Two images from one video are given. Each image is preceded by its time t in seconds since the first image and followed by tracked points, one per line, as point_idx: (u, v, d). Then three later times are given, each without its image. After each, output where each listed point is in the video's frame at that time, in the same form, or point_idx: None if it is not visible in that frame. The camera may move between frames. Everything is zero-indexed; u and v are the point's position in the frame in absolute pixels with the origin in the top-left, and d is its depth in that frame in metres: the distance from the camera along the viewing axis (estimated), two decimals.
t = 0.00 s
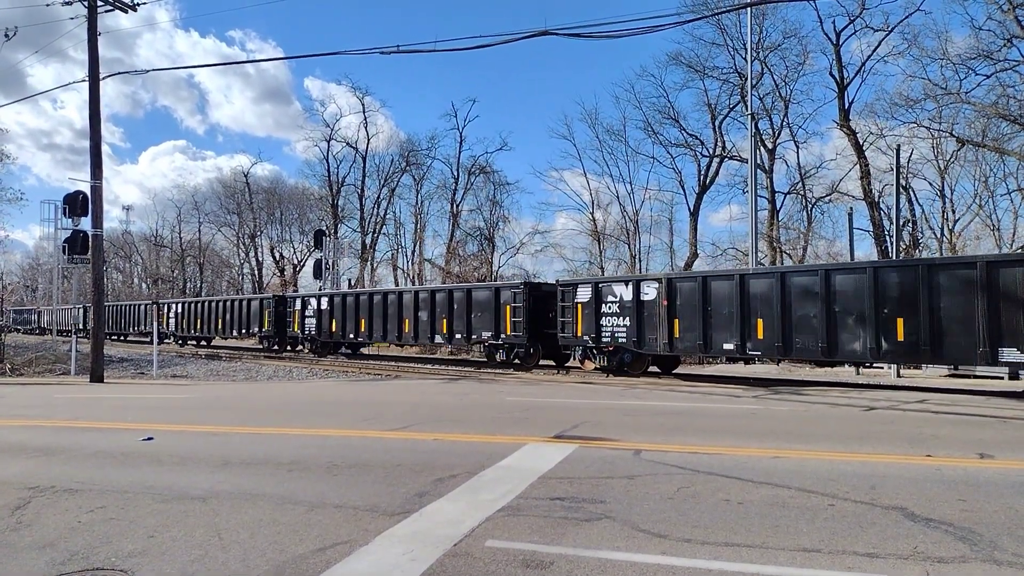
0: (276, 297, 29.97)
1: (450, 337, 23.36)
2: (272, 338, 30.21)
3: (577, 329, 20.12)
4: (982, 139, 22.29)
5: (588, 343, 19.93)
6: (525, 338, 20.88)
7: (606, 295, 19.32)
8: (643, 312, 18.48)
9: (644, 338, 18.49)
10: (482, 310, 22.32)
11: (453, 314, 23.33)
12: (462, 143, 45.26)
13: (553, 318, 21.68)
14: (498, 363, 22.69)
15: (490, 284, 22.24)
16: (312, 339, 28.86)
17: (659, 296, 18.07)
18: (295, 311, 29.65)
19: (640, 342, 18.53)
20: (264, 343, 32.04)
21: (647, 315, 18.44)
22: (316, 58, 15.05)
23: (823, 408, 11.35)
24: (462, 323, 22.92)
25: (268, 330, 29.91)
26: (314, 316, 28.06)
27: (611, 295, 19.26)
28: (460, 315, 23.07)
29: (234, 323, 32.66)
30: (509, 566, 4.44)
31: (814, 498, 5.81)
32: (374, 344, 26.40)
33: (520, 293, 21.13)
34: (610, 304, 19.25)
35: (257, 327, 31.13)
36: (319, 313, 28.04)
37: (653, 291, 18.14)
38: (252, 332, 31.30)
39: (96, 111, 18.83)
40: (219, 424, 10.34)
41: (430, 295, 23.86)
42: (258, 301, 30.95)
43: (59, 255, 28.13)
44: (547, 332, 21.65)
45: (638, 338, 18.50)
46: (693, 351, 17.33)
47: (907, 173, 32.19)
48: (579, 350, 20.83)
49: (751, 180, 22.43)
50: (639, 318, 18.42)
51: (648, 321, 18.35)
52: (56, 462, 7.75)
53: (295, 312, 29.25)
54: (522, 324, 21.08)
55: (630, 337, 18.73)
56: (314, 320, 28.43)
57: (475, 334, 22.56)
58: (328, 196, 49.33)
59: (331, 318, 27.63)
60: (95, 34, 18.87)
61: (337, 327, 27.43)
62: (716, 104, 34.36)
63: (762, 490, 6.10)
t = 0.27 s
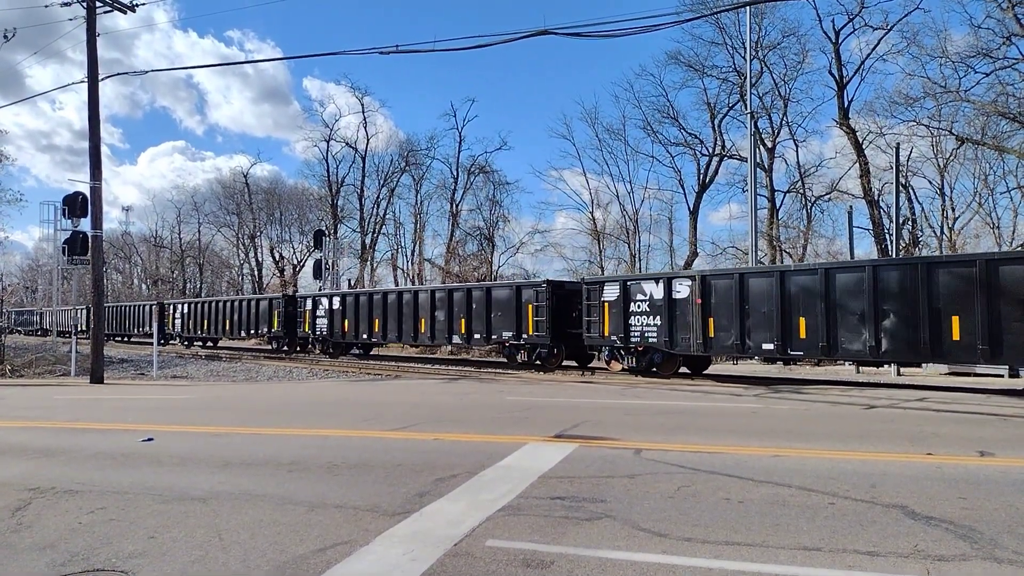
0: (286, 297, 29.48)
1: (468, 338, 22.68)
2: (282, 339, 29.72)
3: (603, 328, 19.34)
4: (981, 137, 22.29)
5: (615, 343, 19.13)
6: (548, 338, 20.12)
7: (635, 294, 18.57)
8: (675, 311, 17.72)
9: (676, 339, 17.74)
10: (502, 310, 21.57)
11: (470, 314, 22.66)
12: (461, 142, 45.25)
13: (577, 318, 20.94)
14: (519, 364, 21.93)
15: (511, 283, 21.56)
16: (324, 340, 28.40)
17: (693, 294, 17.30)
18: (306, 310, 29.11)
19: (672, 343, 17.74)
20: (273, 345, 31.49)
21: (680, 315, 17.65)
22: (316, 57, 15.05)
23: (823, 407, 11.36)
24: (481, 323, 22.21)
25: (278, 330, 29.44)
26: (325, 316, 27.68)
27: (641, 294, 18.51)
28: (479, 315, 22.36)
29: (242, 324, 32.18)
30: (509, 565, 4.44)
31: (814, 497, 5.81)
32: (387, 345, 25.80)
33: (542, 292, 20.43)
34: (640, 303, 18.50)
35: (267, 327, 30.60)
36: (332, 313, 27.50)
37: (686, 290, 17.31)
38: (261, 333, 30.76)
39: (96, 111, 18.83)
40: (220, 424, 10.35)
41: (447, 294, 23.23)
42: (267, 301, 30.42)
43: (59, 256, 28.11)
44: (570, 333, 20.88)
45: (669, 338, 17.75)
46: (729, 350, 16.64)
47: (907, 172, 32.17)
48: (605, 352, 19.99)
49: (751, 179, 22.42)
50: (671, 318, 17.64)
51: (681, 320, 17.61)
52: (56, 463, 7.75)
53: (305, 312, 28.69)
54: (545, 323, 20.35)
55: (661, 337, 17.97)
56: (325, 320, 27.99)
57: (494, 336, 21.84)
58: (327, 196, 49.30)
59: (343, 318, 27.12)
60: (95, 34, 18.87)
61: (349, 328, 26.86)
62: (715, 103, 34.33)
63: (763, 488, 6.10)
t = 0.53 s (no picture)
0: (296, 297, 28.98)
1: (486, 339, 22.11)
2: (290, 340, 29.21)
3: (631, 329, 18.74)
4: (981, 138, 22.30)
5: (644, 345, 18.50)
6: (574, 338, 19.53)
7: (665, 293, 17.99)
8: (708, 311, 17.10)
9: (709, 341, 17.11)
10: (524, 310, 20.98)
11: (488, 314, 22.07)
12: (461, 143, 45.23)
13: (602, 318, 20.37)
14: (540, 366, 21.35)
15: (533, 282, 20.99)
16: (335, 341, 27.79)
17: (728, 294, 16.68)
18: (317, 310, 28.51)
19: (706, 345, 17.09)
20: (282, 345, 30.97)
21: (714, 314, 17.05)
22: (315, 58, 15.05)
23: (823, 408, 11.36)
24: (500, 323, 21.62)
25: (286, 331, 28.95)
26: (335, 317, 27.11)
27: (671, 293, 17.93)
28: (498, 315, 21.75)
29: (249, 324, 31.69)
30: (509, 566, 4.44)
31: (813, 497, 5.81)
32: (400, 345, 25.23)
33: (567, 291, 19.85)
34: (670, 303, 17.91)
35: (275, 328, 30.06)
36: (343, 313, 26.89)
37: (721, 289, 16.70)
38: (268, 334, 30.21)
39: (95, 112, 18.82)
40: (219, 425, 10.34)
41: (464, 293, 22.64)
42: (274, 302, 29.88)
43: (57, 256, 28.08)
44: (595, 333, 20.30)
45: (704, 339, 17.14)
46: (768, 353, 16.01)
47: (906, 172, 32.16)
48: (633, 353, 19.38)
49: (751, 179, 22.42)
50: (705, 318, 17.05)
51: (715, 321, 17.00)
52: (55, 464, 7.75)
53: (315, 312, 28.13)
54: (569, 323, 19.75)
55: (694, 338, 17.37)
56: (336, 321, 27.42)
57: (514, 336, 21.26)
58: (327, 197, 49.26)
59: (355, 319, 26.51)
60: (94, 35, 18.86)
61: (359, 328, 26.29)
62: (714, 103, 34.30)
63: (762, 489, 6.10)
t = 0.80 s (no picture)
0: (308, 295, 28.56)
1: (507, 338, 21.55)
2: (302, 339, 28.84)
3: (663, 328, 18.13)
4: (982, 136, 22.27)
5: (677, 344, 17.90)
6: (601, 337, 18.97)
7: (700, 291, 17.33)
8: (747, 310, 16.43)
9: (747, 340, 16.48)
10: (548, 308, 20.39)
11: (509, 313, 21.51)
12: (461, 142, 45.18)
13: (629, 317, 19.81)
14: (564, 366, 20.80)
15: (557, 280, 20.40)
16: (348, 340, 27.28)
17: (769, 292, 16.00)
18: (330, 309, 28.02)
19: (746, 344, 16.43)
20: (292, 345, 30.56)
21: (753, 313, 16.38)
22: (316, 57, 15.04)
23: (823, 406, 11.35)
24: (522, 323, 21.04)
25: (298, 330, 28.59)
26: (348, 316, 26.63)
27: (706, 291, 17.27)
28: (519, 313, 21.16)
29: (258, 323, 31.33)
30: (509, 565, 4.43)
31: (814, 496, 5.80)
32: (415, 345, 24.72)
33: (593, 289, 19.26)
34: (705, 301, 17.25)
35: (286, 327, 29.64)
36: (357, 311, 26.33)
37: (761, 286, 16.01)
38: (279, 333, 29.84)
39: (95, 111, 18.82)
40: (219, 423, 10.34)
41: (484, 292, 22.03)
42: (286, 300, 29.50)
43: (59, 255, 28.12)
44: (622, 333, 19.74)
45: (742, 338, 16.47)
46: (811, 353, 15.34)
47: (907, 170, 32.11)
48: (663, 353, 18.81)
49: (752, 178, 22.40)
50: (743, 316, 16.39)
51: (755, 320, 16.32)
52: (56, 463, 7.75)
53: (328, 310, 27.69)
54: (596, 322, 19.17)
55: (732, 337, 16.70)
56: (349, 320, 26.90)
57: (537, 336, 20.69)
58: (327, 196, 49.29)
59: (370, 317, 25.98)
60: (95, 34, 18.86)
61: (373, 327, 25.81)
62: (715, 102, 34.25)
63: (762, 488, 6.09)
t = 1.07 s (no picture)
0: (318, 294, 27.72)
1: (529, 337, 21.04)
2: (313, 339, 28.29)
3: (697, 327, 17.57)
4: (982, 136, 22.28)
5: (712, 344, 17.33)
6: (630, 337, 18.45)
7: (736, 289, 16.73)
8: (788, 309, 15.81)
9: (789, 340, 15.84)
10: (572, 307, 19.88)
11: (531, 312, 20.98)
12: (461, 140, 45.16)
13: (658, 316, 19.29)
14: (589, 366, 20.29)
15: (583, 278, 19.87)
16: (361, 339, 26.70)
17: (812, 290, 15.36)
18: (342, 307, 27.40)
19: (787, 344, 15.80)
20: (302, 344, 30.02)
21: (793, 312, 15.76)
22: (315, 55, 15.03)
23: (823, 406, 11.35)
24: (545, 322, 20.52)
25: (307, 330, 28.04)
26: (362, 315, 26.12)
27: (743, 289, 16.66)
28: (542, 312, 20.63)
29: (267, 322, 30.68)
30: (508, 564, 4.43)
31: (814, 495, 5.81)
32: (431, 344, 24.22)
33: (622, 287, 18.72)
34: (742, 299, 16.65)
35: (297, 326, 28.99)
36: (370, 310, 25.77)
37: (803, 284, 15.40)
38: (290, 332, 29.31)
39: (95, 108, 18.80)
40: (219, 422, 10.35)
41: (505, 290, 21.46)
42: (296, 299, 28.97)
43: (58, 254, 28.13)
44: (651, 332, 19.22)
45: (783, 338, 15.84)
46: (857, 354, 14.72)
47: (907, 169, 32.11)
48: (694, 353, 18.18)
49: (752, 177, 22.40)
50: (784, 316, 15.78)
51: (796, 319, 15.69)
52: (55, 461, 7.75)
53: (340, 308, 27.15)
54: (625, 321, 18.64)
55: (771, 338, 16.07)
56: (362, 319, 26.33)
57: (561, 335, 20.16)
58: (327, 194, 49.29)
59: (384, 316, 25.41)
60: (94, 32, 18.84)
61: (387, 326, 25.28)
62: (716, 100, 34.21)
63: (762, 487, 6.10)
